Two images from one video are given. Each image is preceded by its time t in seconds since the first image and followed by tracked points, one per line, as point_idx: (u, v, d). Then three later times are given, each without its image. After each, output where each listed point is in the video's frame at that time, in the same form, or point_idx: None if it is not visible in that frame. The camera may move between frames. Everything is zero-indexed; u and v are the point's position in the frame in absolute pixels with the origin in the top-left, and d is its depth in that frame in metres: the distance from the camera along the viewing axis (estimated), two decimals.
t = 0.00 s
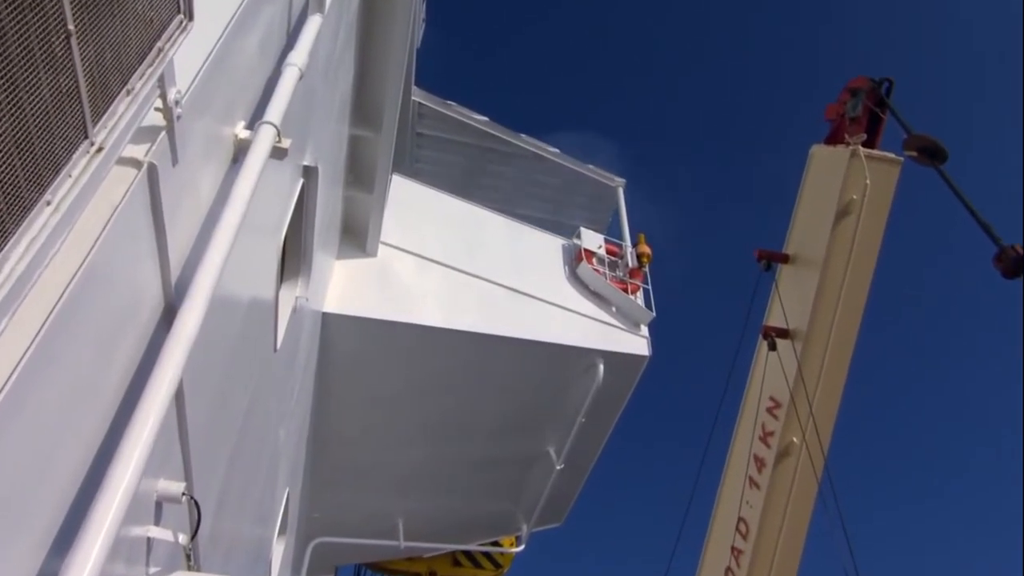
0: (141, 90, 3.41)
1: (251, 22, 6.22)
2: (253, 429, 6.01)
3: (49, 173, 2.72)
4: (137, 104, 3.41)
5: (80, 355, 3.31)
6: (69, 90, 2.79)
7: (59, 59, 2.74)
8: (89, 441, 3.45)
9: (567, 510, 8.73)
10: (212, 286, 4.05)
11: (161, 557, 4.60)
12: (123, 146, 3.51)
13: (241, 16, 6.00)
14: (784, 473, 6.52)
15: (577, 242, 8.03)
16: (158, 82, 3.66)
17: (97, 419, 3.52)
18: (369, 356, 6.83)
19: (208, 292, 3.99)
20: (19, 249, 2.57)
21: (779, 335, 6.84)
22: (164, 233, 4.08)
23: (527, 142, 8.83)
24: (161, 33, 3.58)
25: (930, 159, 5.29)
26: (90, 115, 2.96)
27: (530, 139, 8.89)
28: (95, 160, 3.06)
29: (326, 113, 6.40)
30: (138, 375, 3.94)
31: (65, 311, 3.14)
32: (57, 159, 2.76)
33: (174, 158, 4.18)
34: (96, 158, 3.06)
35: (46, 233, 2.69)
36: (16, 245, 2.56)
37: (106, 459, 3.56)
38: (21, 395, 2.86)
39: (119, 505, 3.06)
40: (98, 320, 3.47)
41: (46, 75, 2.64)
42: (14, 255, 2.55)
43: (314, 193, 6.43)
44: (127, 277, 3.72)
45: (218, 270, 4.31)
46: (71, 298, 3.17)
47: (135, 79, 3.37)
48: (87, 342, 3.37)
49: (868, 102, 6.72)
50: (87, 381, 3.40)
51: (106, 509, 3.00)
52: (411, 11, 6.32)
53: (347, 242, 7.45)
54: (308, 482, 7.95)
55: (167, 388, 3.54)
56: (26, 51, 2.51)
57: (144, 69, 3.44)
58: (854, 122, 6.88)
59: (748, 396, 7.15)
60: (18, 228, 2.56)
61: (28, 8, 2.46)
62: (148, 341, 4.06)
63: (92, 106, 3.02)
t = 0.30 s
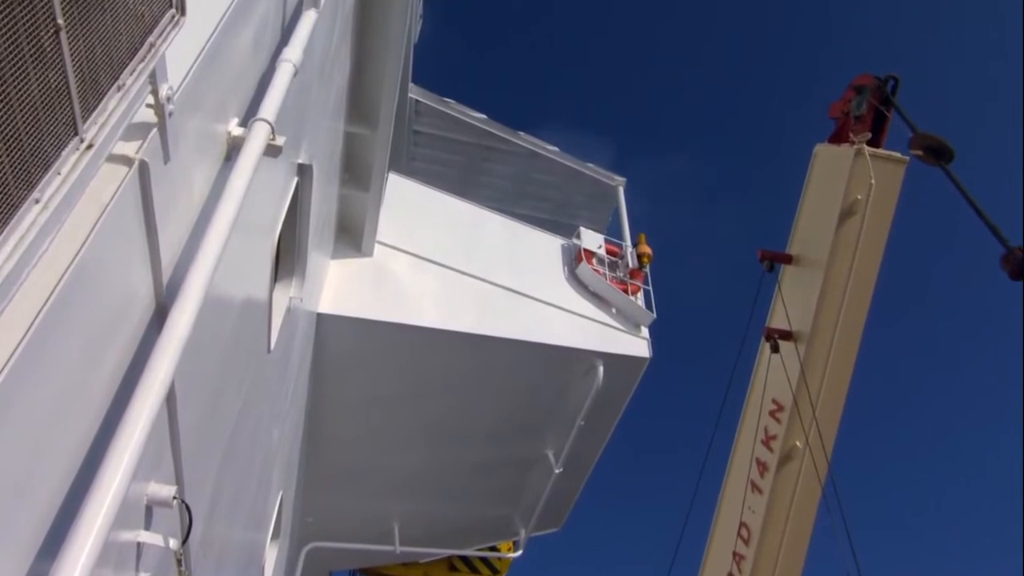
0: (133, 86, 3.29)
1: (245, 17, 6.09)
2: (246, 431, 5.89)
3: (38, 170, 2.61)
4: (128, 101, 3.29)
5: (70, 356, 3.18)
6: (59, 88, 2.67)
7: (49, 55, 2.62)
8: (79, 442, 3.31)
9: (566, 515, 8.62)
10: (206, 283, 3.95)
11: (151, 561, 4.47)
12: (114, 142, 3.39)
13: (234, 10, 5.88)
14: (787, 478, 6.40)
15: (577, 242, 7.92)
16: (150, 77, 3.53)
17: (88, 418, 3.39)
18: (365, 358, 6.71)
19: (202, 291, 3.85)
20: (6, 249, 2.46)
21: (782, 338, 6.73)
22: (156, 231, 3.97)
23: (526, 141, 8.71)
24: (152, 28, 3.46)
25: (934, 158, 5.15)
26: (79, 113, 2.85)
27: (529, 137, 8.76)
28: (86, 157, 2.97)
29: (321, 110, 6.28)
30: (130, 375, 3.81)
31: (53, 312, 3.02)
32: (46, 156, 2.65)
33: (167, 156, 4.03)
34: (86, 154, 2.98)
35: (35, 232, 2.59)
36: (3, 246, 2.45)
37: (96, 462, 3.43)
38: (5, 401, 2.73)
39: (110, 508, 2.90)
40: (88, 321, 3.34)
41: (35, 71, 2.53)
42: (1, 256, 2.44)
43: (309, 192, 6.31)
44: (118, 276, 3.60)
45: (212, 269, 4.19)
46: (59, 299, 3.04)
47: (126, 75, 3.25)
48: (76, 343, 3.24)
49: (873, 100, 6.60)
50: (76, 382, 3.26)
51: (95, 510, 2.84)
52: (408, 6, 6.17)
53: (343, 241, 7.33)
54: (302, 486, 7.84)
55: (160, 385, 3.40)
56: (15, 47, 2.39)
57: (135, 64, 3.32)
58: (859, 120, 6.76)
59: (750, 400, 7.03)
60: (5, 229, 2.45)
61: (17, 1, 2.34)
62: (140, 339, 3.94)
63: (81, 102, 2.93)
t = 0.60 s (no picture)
0: (120, 81, 3.13)
1: (237, 11, 5.95)
2: (236, 435, 5.74)
3: (21, 167, 2.46)
4: (116, 96, 3.13)
5: (55, 357, 3.05)
6: (44, 81, 2.52)
7: (34, 48, 2.47)
8: (63, 449, 3.15)
9: (563, 522, 8.47)
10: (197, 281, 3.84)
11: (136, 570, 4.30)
12: (101, 138, 3.23)
13: (226, 4, 5.73)
14: (789, 485, 6.27)
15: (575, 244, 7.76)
16: (139, 72, 3.38)
17: (74, 422, 3.24)
18: (359, 360, 6.55)
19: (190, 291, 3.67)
20: None
21: (784, 342, 6.57)
22: (145, 229, 3.82)
23: (524, 139, 8.56)
24: (141, 21, 3.30)
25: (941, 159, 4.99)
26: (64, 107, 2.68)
27: (527, 136, 8.62)
28: (71, 154, 2.79)
29: (314, 107, 6.13)
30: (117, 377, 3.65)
31: (35, 317, 2.87)
32: (29, 152, 2.49)
33: (156, 154, 3.86)
34: (72, 151, 2.80)
35: (17, 232, 2.44)
36: None
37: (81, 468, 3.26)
38: None
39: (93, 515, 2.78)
40: (73, 325, 3.19)
41: (18, 63, 2.38)
42: None
43: (302, 190, 6.16)
44: (105, 275, 3.45)
45: (203, 268, 4.05)
46: (44, 299, 2.91)
47: (114, 69, 3.09)
48: (60, 348, 3.09)
49: (879, 99, 6.47)
50: (60, 387, 3.10)
51: (80, 515, 2.73)
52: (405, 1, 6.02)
53: (336, 241, 7.17)
54: (292, 493, 7.68)
55: (147, 387, 3.25)
56: None
57: (123, 58, 3.16)
58: (864, 119, 6.63)
59: (752, 406, 6.86)
60: None
61: None
62: (128, 341, 3.77)
63: (67, 97, 2.76)
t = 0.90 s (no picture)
0: (108, 77, 3.01)
1: (228, 5, 5.81)
2: (224, 440, 5.60)
3: (4, 163, 2.39)
4: (104, 93, 3.01)
5: (36, 362, 2.92)
6: (29, 77, 2.45)
7: (18, 44, 2.39)
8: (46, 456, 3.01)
9: (559, 530, 8.34)
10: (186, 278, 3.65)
11: None
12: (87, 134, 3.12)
13: None
14: (791, 493, 6.16)
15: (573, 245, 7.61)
16: (127, 68, 3.24)
17: (54, 427, 3.06)
18: (353, 363, 6.41)
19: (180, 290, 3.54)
20: None
21: (786, 346, 6.42)
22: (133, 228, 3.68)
23: (522, 138, 8.45)
24: (129, 15, 3.18)
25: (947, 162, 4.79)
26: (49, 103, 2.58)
27: (525, 135, 8.50)
28: (57, 152, 2.68)
29: (307, 104, 6.00)
30: (103, 380, 3.48)
31: (15, 322, 2.73)
32: (13, 148, 2.42)
33: (145, 152, 3.71)
34: (58, 149, 2.69)
35: None
36: None
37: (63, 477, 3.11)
38: None
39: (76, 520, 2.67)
40: (56, 328, 3.05)
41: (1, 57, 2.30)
42: None
43: (294, 190, 6.02)
44: (91, 274, 3.31)
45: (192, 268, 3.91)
46: (25, 302, 2.78)
47: (101, 65, 2.97)
48: (42, 352, 2.95)
49: (884, 99, 6.34)
50: (41, 392, 2.96)
51: (69, 512, 2.65)
52: None
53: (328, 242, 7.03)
54: (282, 500, 7.54)
55: (137, 385, 3.13)
56: None
57: (111, 54, 3.03)
58: (868, 120, 6.48)
59: (753, 412, 6.70)
60: None
61: None
62: (115, 342, 3.61)
63: (53, 93, 2.66)
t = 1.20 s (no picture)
0: (95, 74, 2.91)
1: None
2: (211, 448, 5.42)
3: None
4: (92, 91, 2.92)
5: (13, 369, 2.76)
6: (8, 70, 2.38)
7: None
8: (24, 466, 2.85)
9: (556, 540, 8.18)
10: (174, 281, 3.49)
11: None
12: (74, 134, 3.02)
13: None
14: (794, 503, 6.00)
15: (571, 248, 7.43)
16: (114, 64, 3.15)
17: (33, 435, 2.90)
18: (344, 369, 6.24)
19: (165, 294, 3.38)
20: None
21: (789, 353, 6.25)
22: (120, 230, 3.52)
23: (520, 138, 8.32)
24: (116, 10, 3.11)
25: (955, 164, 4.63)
26: (31, 101, 2.51)
27: (523, 135, 8.38)
28: (41, 150, 2.58)
29: (299, 102, 5.84)
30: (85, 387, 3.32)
31: None
32: None
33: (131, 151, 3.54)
34: (42, 147, 2.59)
35: None
36: None
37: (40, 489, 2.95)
38: None
39: (63, 525, 2.53)
40: (36, 334, 2.89)
41: None
42: None
43: (285, 189, 5.85)
44: (74, 276, 3.15)
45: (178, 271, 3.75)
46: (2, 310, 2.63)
47: (86, 61, 2.87)
48: (20, 358, 2.79)
49: (891, 100, 6.21)
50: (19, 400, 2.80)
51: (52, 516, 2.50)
52: None
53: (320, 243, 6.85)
54: (271, 509, 7.37)
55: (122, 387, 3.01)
56: None
57: (97, 49, 2.94)
58: (874, 121, 6.33)
59: (755, 420, 6.51)
60: None
61: None
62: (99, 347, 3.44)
63: (37, 89, 2.57)
